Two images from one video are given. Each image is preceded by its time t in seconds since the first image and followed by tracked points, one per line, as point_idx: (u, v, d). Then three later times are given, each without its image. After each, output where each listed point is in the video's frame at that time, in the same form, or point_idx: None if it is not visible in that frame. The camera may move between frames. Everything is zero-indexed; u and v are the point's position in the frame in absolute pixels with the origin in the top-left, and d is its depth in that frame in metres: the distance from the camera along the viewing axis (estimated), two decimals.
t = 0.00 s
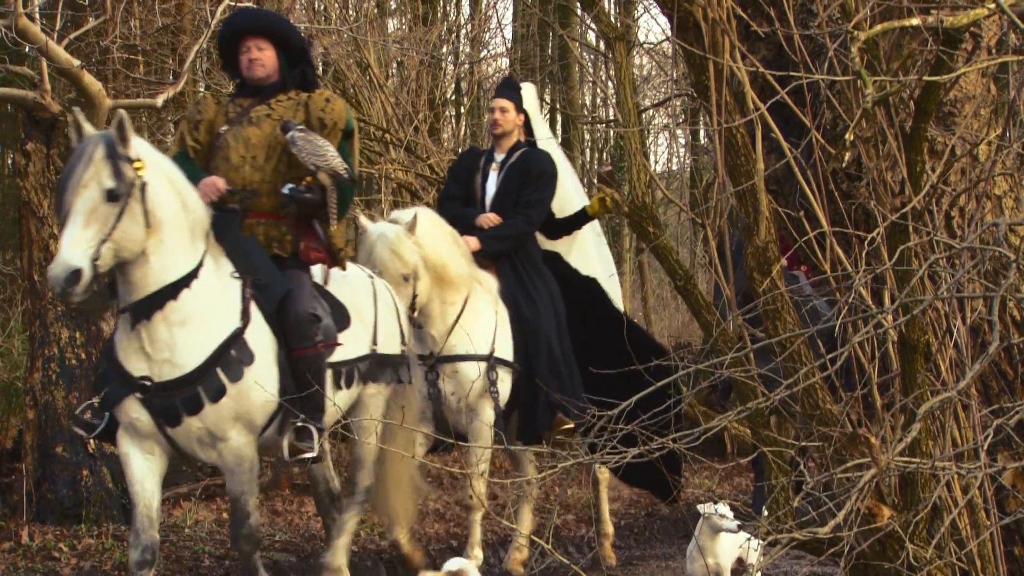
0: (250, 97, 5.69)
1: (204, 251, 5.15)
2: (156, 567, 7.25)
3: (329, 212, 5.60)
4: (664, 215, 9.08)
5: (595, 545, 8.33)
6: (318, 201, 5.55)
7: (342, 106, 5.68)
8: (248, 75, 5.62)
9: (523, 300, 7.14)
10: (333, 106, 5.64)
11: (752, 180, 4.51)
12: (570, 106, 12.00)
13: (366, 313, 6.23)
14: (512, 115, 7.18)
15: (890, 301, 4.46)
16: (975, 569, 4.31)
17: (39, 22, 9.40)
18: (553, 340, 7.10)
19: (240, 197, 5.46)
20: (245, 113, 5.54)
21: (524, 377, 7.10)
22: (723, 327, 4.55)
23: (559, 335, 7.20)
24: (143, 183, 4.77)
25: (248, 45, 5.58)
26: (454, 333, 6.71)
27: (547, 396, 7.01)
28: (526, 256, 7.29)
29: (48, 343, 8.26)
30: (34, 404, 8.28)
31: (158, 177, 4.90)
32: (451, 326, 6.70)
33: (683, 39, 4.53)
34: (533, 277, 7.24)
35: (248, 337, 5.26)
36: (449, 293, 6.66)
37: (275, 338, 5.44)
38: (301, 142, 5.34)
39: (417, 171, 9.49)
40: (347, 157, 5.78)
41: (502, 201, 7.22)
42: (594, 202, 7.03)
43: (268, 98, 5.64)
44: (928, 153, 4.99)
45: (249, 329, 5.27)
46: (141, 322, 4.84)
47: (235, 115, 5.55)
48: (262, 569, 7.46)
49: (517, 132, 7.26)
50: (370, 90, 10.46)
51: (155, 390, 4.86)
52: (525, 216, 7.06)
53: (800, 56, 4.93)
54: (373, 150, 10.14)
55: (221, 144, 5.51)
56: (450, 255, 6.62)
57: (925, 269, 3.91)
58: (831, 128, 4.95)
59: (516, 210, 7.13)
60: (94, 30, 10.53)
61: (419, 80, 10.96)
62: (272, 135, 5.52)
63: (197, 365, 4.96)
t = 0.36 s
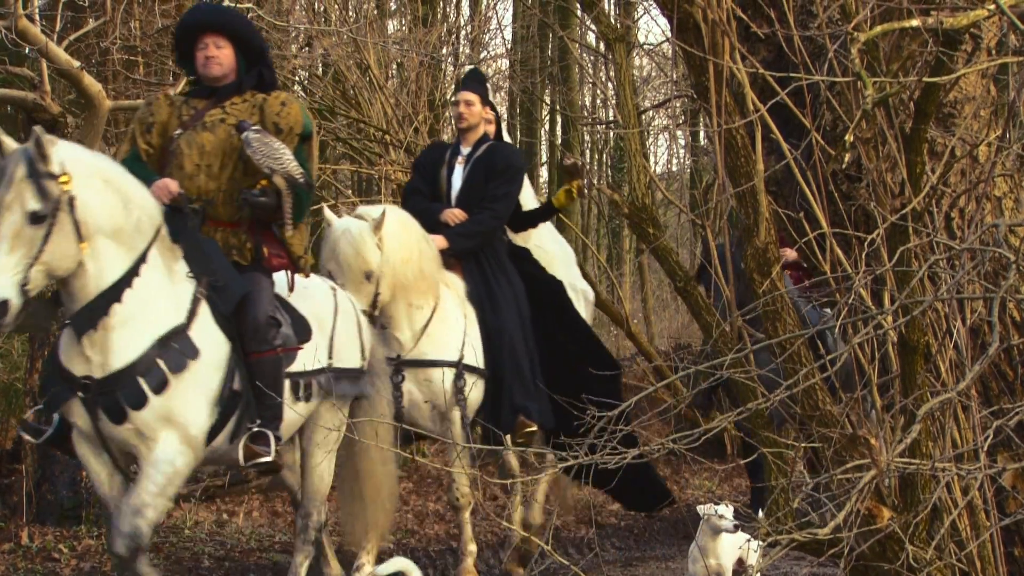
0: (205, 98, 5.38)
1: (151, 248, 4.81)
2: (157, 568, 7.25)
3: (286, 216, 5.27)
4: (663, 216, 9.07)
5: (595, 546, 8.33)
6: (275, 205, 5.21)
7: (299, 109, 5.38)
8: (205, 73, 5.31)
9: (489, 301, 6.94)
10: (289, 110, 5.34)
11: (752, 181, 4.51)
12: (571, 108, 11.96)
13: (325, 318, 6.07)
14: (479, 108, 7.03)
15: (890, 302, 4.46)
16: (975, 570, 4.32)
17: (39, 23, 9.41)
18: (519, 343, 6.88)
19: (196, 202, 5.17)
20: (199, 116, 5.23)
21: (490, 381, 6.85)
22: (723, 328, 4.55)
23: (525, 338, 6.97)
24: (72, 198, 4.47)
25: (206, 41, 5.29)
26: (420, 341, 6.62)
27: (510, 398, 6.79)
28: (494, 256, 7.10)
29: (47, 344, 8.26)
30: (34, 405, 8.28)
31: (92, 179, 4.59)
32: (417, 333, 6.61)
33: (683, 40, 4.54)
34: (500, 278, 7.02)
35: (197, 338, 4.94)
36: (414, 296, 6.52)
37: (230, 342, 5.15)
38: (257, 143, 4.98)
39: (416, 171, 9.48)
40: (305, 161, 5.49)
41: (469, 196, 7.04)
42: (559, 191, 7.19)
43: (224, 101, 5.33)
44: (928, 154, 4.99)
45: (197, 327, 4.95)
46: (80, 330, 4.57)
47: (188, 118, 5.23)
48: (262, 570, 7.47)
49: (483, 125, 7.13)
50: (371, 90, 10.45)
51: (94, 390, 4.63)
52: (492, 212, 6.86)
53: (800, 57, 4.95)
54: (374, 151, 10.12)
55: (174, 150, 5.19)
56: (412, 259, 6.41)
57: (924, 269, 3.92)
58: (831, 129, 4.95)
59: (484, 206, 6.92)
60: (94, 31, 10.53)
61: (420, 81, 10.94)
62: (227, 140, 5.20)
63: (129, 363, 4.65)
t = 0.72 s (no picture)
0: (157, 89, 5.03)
1: (103, 245, 4.57)
2: (156, 568, 7.26)
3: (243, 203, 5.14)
4: (663, 216, 9.05)
5: (595, 546, 8.33)
6: (226, 194, 4.98)
7: (255, 93, 5.08)
8: (156, 64, 4.99)
9: (454, 300, 6.46)
10: (245, 94, 5.03)
11: (752, 182, 4.52)
12: (571, 108, 11.93)
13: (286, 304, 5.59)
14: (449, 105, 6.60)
15: (889, 302, 4.46)
16: (974, 571, 4.32)
17: (39, 24, 9.41)
18: (485, 344, 6.43)
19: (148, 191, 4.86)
20: (150, 105, 4.89)
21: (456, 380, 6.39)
22: (723, 328, 4.55)
23: (491, 339, 6.52)
24: (19, 190, 4.30)
25: (156, 30, 4.95)
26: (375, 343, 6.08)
27: (473, 398, 6.36)
28: (457, 253, 6.62)
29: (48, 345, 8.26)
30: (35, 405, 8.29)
31: (39, 170, 4.41)
32: (373, 336, 6.07)
33: (684, 40, 4.54)
34: (465, 277, 6.57)
35: (146, 335, 4.63)
36: (370, 300, 5.97)
37: (181, 339, 4.83)
38: (208, 133, 4.76)
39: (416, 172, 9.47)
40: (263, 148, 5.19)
41: (435, 193, 6.60)
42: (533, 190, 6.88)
43: (177, 89, 5.00)
44: (928, 154, 4.99)
45: (146, 322, 4.63)
46: (29, 335, 4.30)
47: (139, 107, 4.89)
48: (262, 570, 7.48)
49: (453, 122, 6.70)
50: (370, 91, 10.24)
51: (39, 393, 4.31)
52: (459, 210, 6.41)
53: (799, 57, 4.95)
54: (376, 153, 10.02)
55: (125, 139, 4.85)
56: (372, 264, 5.86)
57: (924, 269, 3.92)
58: (831, 129, 4.95)
59: (452, 202, 6.47)
60: (94, 31, 10.52)
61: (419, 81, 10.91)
62: (180, 127, 4.89)
63: (68, 358, 4.30)
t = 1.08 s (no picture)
0: (100, 78, 5.05)
1: (43, 241, 4.61)
2: (156, 568, 7.27)
3: (177, 201, 4.95)
4: (664, 215, 9.03)
5: (595, 546, 8.33)
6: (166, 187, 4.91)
7: (201, 85, 5.05)
8: (99, 51, 5.00)
9: (414, 293, 6.87)
10: (188, 82, 5.02)
11: (752, 182, 4.52)
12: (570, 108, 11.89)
13: (241, 312, 5.88)
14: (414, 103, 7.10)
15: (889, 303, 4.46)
16: (974, 571, 4.32)
17: (40, 23, 9.41)
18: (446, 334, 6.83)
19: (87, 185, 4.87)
20: (92, 95, 4.92)
21: (421, 372, 6.72)
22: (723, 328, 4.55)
23: (450, 326, 6.93)
24: None
25: (99, 17, 4.96)
26: (333, 333, 6.43)
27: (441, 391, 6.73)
28: (417, 250, 7.08)
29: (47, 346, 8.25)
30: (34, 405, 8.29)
31: None
32: (330, 325, 6.42)
33: (684, 40, 4.55)
34: (425, 270, 7.02)
35: (88, 334, 4.67)
36: (328, 289, 6.36)
37: (125, 340, 4.87)
38: (150, 121, 4.72)
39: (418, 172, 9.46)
40: (208, 139, 5.12)
41: (396, 188, 7.02)
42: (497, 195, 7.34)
43: (120, 78, 5.00)
44: (928, 155, 4.99)
45: (88, 321, 4.68)
46: None
47: (81, 98, 4.92)
48: (262, 570, 7.48)
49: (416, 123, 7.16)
50: (370, 91, 10.20)
51: None
52: (420, 206, 6.85)
53: (800, 58, 4.94)
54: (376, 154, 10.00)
55: (65, 131, 4.87)
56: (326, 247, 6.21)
57: (924, 269, 3.93)
58: (830, 129, 4.95)
59: (413, 198, 6.93)
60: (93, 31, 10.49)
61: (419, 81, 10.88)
62: (121, 117, 4.88)
63: (11, 366, 4.37)
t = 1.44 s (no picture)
0: (40, 77, 5.16)
1: None
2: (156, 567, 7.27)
3: (127, 204, 5.15)
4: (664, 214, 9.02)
5: (595, 546, 8.33)
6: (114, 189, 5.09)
7: (146, 86, 5.26)
8: (39, 50, 5.08)
9: (378, 289, 6.72)
10: (134, 84, 5.21)
11: (752, 181, 4.52)
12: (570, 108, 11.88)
13: (193, 330, 5.68)
14: (375, 93, 6.88)
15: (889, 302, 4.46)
16: (974, 571, 4.32)
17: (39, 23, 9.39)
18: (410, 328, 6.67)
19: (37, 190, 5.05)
20: (34, 98, 5.06)
21: (385, 369, 6.61)
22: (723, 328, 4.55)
23: (417, 324, 6.77)
24: None
25: (39, 15, 5.04)
26: (298, 330, 6.31)
27: (405, 388, 6.62)
28: (385, 244, 6.91)
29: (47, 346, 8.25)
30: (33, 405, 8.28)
31: None
32: (295, 322, 6.31)
33: (684, 40, 4.54)
34: (390, 266, 6.85)
35: (37, 337, 4.82)
36: (294, 285, 6.23)
37: (75, 341, 5.00)
38: (96, 124, 4.90)
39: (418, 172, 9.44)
40: (153, 141, 5.37)
41: (359, 181, 6.86)
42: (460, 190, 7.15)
43: (62, 79, 5.14)
44: (927, 155, 4.99)
45: (37, 323, 4.83)
46: None
47: (22, 101, 5.07)
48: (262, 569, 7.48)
49: (378, 112, 6.98)
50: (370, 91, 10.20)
51: None
52: (387, 200, 6.72)
53: (799, 58, 4.95)
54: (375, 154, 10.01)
55: (8, 137, 5.03)
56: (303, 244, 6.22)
57: (924, 269, 3.93)
58: (830, 128, 4.95)
59: (379, 191, 6.80)
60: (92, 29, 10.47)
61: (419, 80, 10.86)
62: (65, 120, 5.04)
63: None
